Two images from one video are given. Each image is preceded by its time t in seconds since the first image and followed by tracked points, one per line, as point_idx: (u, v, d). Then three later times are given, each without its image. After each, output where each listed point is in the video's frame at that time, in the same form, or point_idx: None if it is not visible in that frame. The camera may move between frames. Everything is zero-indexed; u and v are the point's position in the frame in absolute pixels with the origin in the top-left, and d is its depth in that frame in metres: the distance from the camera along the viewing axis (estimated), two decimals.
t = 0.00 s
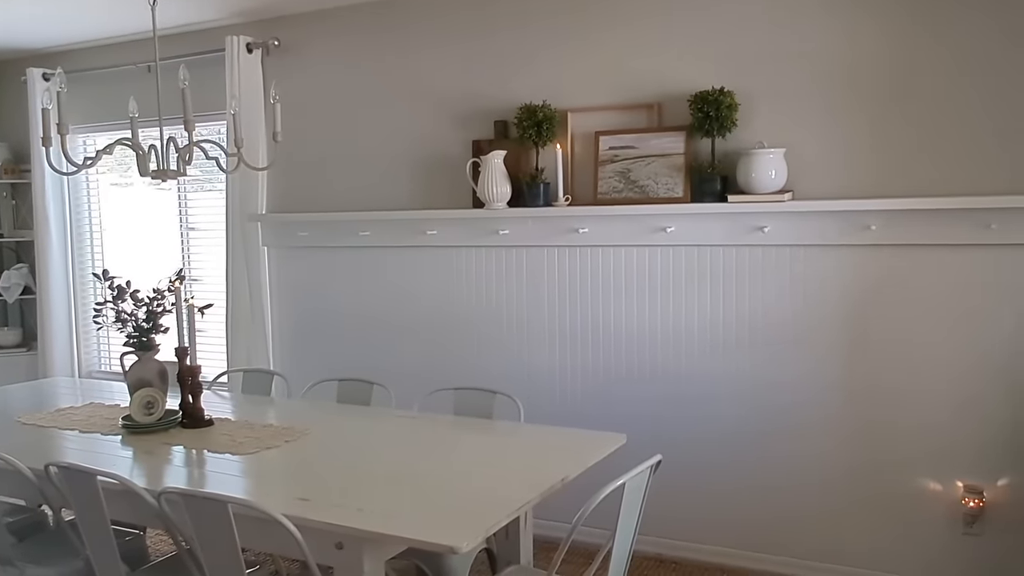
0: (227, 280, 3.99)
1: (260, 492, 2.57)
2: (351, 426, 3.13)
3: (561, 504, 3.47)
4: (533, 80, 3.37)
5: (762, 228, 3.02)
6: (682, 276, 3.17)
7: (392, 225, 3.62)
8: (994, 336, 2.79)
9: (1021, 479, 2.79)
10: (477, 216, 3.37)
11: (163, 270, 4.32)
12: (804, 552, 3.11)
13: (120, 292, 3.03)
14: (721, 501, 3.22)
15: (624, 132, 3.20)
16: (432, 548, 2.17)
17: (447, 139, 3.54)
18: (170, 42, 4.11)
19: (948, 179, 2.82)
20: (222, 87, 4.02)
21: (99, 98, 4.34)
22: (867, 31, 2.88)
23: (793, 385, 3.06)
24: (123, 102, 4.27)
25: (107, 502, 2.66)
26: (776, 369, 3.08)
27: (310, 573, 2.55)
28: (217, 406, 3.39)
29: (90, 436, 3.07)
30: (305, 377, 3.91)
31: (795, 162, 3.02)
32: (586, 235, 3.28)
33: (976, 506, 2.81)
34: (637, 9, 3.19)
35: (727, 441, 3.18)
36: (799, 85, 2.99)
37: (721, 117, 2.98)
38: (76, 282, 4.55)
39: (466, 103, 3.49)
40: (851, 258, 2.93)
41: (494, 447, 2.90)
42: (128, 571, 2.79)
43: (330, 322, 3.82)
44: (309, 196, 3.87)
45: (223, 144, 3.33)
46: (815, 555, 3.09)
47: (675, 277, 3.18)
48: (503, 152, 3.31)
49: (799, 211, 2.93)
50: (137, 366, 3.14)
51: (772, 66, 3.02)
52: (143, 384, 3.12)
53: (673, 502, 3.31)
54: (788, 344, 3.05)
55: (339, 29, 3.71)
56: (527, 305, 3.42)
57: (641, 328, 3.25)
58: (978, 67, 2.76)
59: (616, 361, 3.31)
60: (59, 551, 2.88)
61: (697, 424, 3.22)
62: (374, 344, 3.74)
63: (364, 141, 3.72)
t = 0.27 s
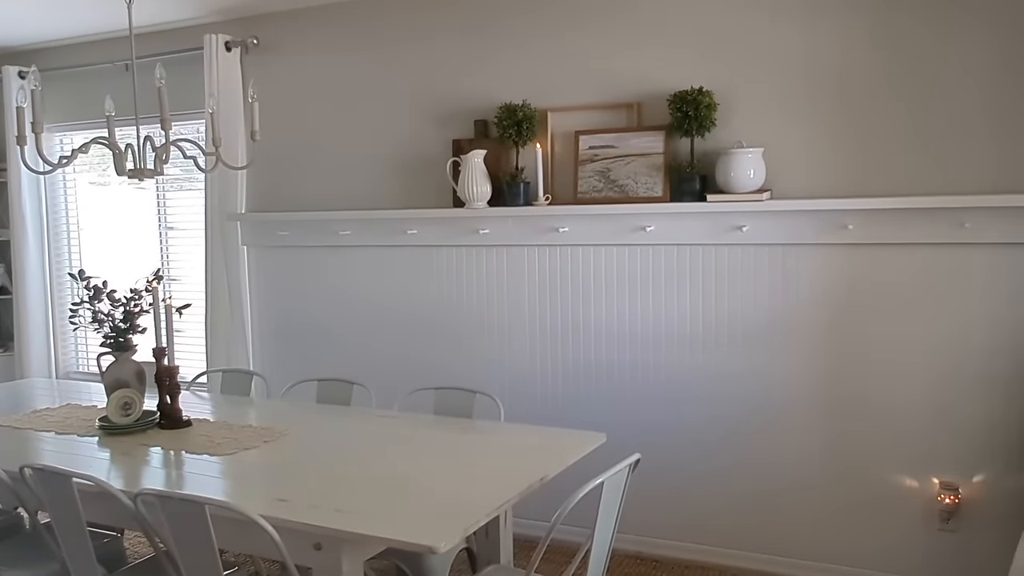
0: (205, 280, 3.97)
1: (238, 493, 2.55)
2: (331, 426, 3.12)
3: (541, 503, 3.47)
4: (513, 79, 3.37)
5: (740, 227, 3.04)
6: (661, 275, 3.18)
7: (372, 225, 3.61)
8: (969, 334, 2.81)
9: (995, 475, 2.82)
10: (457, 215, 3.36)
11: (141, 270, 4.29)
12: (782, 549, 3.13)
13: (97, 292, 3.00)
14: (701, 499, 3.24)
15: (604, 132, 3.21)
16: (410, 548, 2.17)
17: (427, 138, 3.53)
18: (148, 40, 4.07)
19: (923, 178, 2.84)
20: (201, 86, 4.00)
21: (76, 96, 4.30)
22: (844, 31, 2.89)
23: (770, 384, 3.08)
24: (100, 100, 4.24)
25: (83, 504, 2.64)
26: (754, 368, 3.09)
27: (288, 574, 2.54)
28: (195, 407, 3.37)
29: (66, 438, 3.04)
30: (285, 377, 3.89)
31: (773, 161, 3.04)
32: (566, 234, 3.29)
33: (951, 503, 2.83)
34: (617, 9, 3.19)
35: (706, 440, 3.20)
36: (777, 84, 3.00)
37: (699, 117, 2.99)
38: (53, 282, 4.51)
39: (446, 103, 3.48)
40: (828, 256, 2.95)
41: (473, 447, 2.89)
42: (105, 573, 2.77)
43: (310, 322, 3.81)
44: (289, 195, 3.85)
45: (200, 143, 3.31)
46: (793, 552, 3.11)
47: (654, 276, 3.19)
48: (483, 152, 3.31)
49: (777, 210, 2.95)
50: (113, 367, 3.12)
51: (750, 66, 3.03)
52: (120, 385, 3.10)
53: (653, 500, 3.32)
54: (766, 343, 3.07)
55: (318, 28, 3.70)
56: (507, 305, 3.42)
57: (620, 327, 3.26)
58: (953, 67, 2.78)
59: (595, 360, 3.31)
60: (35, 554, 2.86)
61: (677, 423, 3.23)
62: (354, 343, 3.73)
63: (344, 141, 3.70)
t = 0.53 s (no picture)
0: (182, 280, 3.95)
1: (213, 494, 2.54)
2: (307, 427, 3.11)
3: (518, 503, 3.47)
4: (492, 79, 3.37)
5: (717, 227, 3.06)
6: (639, 275, 3.19)
7: (350, 225, 3.60)
8: (941, 333, 2.84)
9: (967, 473, 2.85)
10: (435, 214, 3.36)
11: (116, 269, 4.26)
12: (758, 547, 3.15)
13: (70, 292, 2.97)
14: (677, 498, 3.25)
15: (581, 132, 3.22)
16: (386, 548, 2.16)
17: (405, 137, 3.53)
18: (124, 38, 4.04)
19: (897, 179, 2.87)
20: (177, 84, 3.97)
21: (50, 94, 4.26)
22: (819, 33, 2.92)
23: (746, 382, 3.10)
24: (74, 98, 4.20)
25: (56, 506, 2.61)
26: (730, 367, 3.11)
27: None
28: (171, 407, 3.35)
29: (39, 439, 3.01)
30: (263, 378, 3.87)
31: (748, 161, 3.06)
32: (544, 234, 3.30)
33: (924, 500, 2.87)
34: (595, 9, 3.20)
35: (683, 438, 3.21)
36: (753, 85, 3.02)
37: (676, 117, 3.00)
38: (26, 282, 4.47)
39: (424, 103, 3.48)
40: (803, 256, 2.97)
41: (451, 446, 2.89)
42: None
43: (288, 323, 3.79)
44: (267, 194, 3.83)
45: (176, 142, 3.28)
46: (768, 550, 3.13)
47: (631, 276, 3.20)
48: (462, 151, 3.31)
49: (753, 211, 2.97)
50: (87, 368, 3.09)
51: (727, 67, 3.05)
52: (94, 386, 3.07)
53: (630, 499, 3.33)
54: (742, 342, 3.09)
55: (296, 26, 3.68)
56: (486, 304, 3.43)
57: (598, 326, 3.27)
58: (926, 69, 2.81)
59: (574, 359, 3.32)
60: (7, 557, 2.82)
61: (653, 422, 3.25)
62: (331, 343, 3.72)
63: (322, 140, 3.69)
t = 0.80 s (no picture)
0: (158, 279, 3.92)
1: (188, 495, 2.52)
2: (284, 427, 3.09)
3: (495, 502, 3.47)
4: (470, 79, 3.37)
5: (694, 227, 3.07)
6: (616, 275, 3.20)
7: (328, 224, 3.59)
8: (915, 332, 2.88)
9: (939, 470, 2.88)
10: (413, 214, 3.36)
11: (91, 269, 4.22)
12: (735, 545, 3.16)
13: (42, 291, 2.94)
14: (655, 496, 3.26)
15: (559, 132, 3.22)
16: (362, 548, 2.16)
17: (384, 137, 3.52)
18: (99, 35, 4.00)
19: (871, 180, 2.90)
20: (152, 82, 3.94)
21: (23, 92, 4.21)
22: (795, 34, 2.94)
23: (723, 381, 3.12)
24: (48, 96, 4.15)
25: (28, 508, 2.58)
26: (707, 366, 3.13)
27: None
28: (146, 408, 3.32)
29: (11, 440, 2.98)
30: (240, 378, 3.85)
31: (725, 161, 3.08)
32: (522, 234, 3.30)
33: (898, 497, 2.89)
34: (573, 10, 3.21)
35: (661, 437, 3.23)
36: (729, 86, 3.04)
37: (653, 117, 3.02)
38: None
39: (402, 102, 3.47)
40: (779, 256, 3.00)
41: (428, 446, 2.89)
42: None
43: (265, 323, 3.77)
44: (244, 193, 3.81)
45: (151, 141, 3.25)
46: (745, 547, 3.15)
47: (609, 275, 3.21)
48: (440, 150, 3.30)
49: (729, 211, 2.99)
50: (61, 368, 3.06)
51: (704, 67, 3.07)
52: (68, 387, 3.04)
53: (607, 498, 3.34)
54: (718, 341, 3.10)
55: (273, 25, 3.66)
56: (464, 304, 3.42)
57: (576, 326, 3.28)
58: (900, 71, 2.84)
59: (553, 358, 3.33)
60: None
61: (631, 421, 3.26)
62: (309, 343, 3.70)
63: (300, 139, 3.67)
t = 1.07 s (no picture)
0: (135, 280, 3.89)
1: (164, 496, 2.50)
2: (262, 428, 3.08)
3: (475, 503, 3.47)
4: (450, 79, 3.37)
5: (672, 228, 3.09)
6: (596, 275, 3.21)
7: (307, 224, 3.58)
8: (890, 332, 2.90)
9: (914, 468, 2.91)
10: (393, 214, 3.35)
11: (68, 269, 4.19)
12: (714, 544, 3.18)
13: (17, 292, 2.91)
14: (635, 496, 3.27)
15: (539, 132, 3.23)
16: (339, 549, 2.15)
17: (363, 137, 3.51)
18: (76, 34, 3.97)
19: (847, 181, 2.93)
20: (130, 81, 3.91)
21: None
22: (772, 36, 2.96)
23: (702, 381, 3.13)
24: (24, 95, 4.12)
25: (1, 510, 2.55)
26: (685, 366, 3.15)
27: None
28: (123, 409, 3.29)
29: None
30: (218, 378, 3.83)
31: (703, 162, 3.09)
32: (502, 234, 3.30)
33: (874, 495, 2.92)
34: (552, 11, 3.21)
35: (639, 437, 3.24)
36: (707, 87, 3.06)
37: (632, 118, 3.03)
38: None
39: (382, 102, 3.47)
40: (757, 257, 3.01)
41: (407, 446, 2.89)
42: None
43: (244, 324, 3.75)
44: (222, 193, 3.79)
45: (128, 140, 3.23)
46: (724, 546, 3.17)
47: (588, 277, 3.22)
48: (419, 151, 3.30)
49: (707, 211, 3.00)
50: (36, 369, 3.03)
51: (682, 69, 3.08)
52: (43, 388, 3.01)
53: (586, 497, 3.35)
54: (696, 341, 3.12)
55: (252, 24, 3.64)
56: (444, 304, 3.42)
57: (555, 326, 3.29)
58: (875, 73, 2.86)
59: (532, 358, 3.33)
60: None
61: (609, 421, 3.27)
62: (287, 343, 3.69)
63: (279, 138, 3.66)
